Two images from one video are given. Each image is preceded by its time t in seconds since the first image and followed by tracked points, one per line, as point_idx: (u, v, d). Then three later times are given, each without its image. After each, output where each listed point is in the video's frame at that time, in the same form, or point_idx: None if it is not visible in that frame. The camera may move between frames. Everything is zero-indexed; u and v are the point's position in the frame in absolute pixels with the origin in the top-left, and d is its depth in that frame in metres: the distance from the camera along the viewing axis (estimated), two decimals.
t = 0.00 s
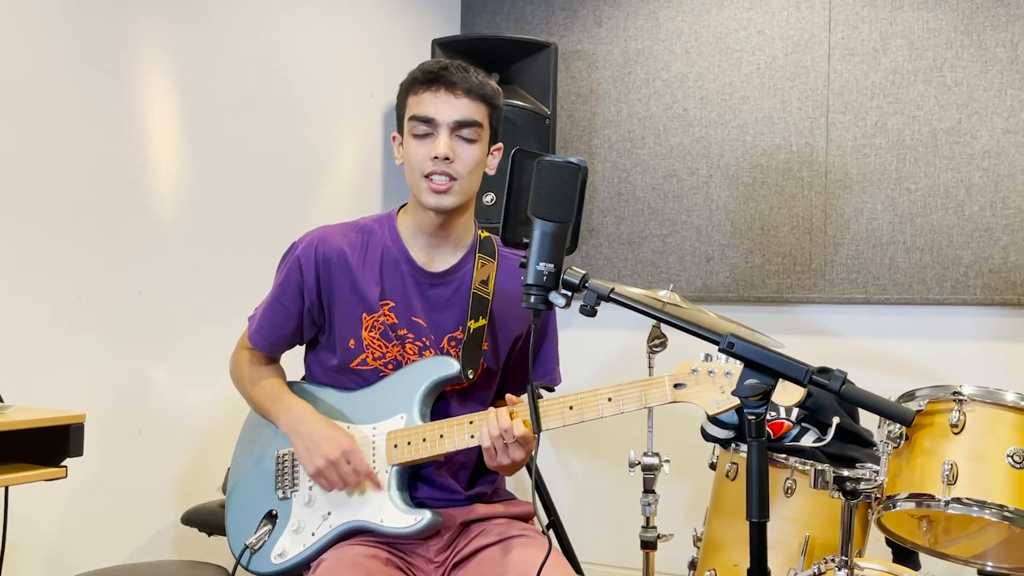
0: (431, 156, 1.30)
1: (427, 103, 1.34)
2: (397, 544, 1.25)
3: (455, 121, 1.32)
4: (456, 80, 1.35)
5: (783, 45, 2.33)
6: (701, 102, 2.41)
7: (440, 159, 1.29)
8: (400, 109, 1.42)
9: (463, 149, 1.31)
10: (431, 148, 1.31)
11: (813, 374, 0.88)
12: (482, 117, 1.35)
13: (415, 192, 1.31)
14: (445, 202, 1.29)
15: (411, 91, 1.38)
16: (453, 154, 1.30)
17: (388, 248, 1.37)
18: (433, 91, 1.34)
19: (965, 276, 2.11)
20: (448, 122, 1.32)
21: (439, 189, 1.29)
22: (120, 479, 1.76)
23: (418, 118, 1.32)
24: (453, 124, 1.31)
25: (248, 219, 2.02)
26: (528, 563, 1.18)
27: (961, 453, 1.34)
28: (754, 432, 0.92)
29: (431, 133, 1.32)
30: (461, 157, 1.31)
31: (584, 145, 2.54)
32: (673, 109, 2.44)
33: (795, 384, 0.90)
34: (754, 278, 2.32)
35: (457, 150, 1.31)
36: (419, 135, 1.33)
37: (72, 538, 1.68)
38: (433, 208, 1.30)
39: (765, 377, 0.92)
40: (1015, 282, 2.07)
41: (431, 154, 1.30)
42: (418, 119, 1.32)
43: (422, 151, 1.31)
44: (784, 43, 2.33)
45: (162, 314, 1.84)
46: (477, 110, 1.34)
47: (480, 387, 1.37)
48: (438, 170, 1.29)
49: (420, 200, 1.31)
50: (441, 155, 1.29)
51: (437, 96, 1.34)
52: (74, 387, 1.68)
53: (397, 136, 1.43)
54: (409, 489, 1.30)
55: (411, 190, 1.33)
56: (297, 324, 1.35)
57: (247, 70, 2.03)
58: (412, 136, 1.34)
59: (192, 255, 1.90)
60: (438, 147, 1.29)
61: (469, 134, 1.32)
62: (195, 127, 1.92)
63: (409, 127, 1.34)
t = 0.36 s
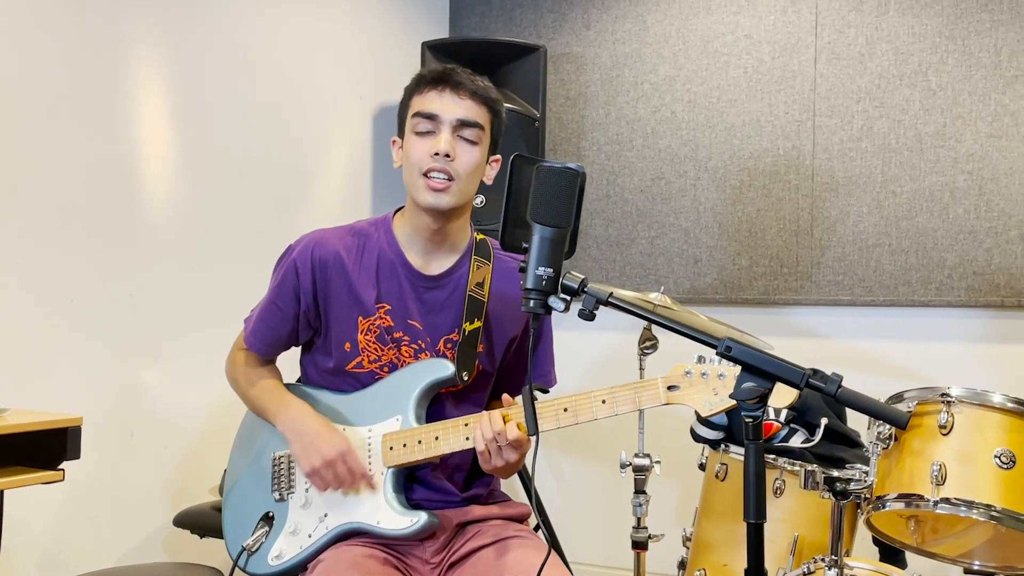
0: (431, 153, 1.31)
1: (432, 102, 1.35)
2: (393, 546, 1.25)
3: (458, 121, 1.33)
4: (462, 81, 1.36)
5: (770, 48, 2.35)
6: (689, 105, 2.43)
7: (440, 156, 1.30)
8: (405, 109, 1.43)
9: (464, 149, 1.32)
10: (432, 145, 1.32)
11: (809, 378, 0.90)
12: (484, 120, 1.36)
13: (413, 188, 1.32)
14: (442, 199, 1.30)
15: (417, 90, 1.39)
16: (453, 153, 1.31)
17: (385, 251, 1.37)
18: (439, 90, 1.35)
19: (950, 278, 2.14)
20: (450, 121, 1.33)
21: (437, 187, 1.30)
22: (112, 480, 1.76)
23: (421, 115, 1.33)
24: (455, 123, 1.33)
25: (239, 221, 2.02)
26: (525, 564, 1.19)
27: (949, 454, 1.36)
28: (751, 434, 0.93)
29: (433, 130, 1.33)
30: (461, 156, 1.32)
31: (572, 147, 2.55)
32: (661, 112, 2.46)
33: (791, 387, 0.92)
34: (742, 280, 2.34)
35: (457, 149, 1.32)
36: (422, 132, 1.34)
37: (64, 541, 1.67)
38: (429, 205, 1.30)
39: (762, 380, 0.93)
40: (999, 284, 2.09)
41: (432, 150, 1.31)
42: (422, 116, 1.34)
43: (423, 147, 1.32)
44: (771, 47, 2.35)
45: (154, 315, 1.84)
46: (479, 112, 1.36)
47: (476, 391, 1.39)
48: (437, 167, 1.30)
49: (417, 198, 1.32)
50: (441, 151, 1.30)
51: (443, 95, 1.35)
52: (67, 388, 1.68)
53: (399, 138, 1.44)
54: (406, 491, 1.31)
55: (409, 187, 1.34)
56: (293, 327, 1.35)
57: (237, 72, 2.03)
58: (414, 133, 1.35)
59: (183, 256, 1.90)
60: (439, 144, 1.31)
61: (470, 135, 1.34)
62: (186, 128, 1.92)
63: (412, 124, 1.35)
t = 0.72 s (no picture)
0: (417, 156, 1.31)
1: (416, 104, 1.35)
2: (383, 543, 1.25)
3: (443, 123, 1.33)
4: (446, 82, 1.36)
5: (756, 48, 2.36)
6: (676, 104, 2.43)
7: (426, 159, 1.30)
8: (391, 107, 1.43)
9: (449, 151, 1.32)
10: (417, 148, 1.31)
11: (797, 374, 0.91)
12: (470, 120, 1.36)
13: (400, 190, 1.33)
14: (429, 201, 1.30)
15: (403, 90, 1.39)
16: (439, 155, 1.31)
17: (373, 248, 1.37)
18: (423, 93, 1.35)
19: (934, 277, 2.15)
20: (436, 123, 1.33)
21: (424, 189, 1.30)
22: (98, 479, 1.75)
23: (406, 118, 1.33)
24: (440, 126, 1.32)
25: (226, 220, 2.02)
26: (513, 561, 1.19)
27: (935, 451, 1.37)
28: (740, 431, 0.94)
29: (419, 133, 1.33)
30: (446, 158, 1.32)
31: (560, 146, 2.56)
32: (648, 111, 2.46)
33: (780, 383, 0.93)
34: (728, 278, 2.35)
35: (443, 151, 1.32)
36: (407, 134, 1.33)
37: (52, 540, 1.67)
38: (416, 208, 1.31)
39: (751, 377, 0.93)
40: (983, 283, 2.11)
41: (418, 153, 1.31)
42: (407, 118, 1.33)
43: (409, 149, 1.32)
44: (757, 47, 2.36)
45: (141, 314, 1.84)
46: (464, 113, 1.35)
47: (464, 388, 1.39)
48: (424, 170, 1.30)
49: (405, 199, 1.32)
50: (427, 155, 1.30)
51: (427, 97, 1.35)
52: (54, 387, 1.67)
53: (387, 135, 1.44)
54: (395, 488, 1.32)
55: (397, 188, 1.34)
56: (281, 323, 1.35)
57: (225, 71, 2.03)
58: (400, 135, 1.35)
59: (170, 255, 1.90)
60: (424, 147, 1.30)
61: (456, 136, 1.34)
62: (173, 126, 1.91)
63: (398, 126, 1.35)
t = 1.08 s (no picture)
0: (423, 161, 1.31)
1: (418, 110, 1.35)
2: (380, 544, 1.26)
3: (445, 127, 1.34)
4: (446, 86, 1.37)
5: (748, 51, 2.37)
6: (668, 106, 2.45)
7: (432, 164, 1.31)
8: (390, 113, 1.43)
9: (454, 154, 1.33)
10: (423, 153, 1.32)
11: (794, 377, 0.92)
12: (471, 123, 1.37)
13: (407, 196, 1.33)
14: (436, 205, 1.31)
15: (401, 96, 1.39)
16: (444, 159, 1.31)
17: (373, 250, 1.38)
18: (424, 98, 1.36)
19: (925, 278, 2.17)
20: (439, 128, 1.33)
21: (431, 193, 1.31)
22: (95, 480, 1.75)
23: (410, 124, 1.34)
24: (443, 130, 1.33)
25: (220, 221, 2.02)
26: (510, 561, 1.20)
27: (927, 452, 1.38)
28: (738, 432, 0.95)
29: (422, 138, 1.34)
30: (452, 161, 1.33)
31: (553, 147, 2.57)
32: (640, 113, 2.48)
33: (776, 386, 0.94)
34: (720, 280, 2.37)
35: (448, 154, 1.33)
36: (411, 140, 1.34)
37: (50, 540, 1.67)
38: (424, 213, 1.32)
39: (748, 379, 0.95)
40: (972, 284, 2.13)
41: (423, 158, 1.31)
42: (409, 125, 1.34)
43: (414, 155, 1.32)
44: (749, 50, 2.37)
45: (136, 316, 1.84)
46: (466, 116, 1.36)
47: (461, 387, 1.39)
48: (430, 174, 1.31)
49: (413, 205, 1.32)
50: (433, 159, 1.31)
51: (428, 102, 1.35)
52: (52, 388, 1.67)
53: (387, 139, 1.45)
54: (391, 490, 1.32)
55: (402, 193, 1.34)
56: (279, 324, 1.36)
57: (219, 72, 2.03)
58: (403, 141, 1.35)
59: (165, 256, 1.90)
60: (430, 152, 1.31)
61: (459, 139, 1.34)
62: (169, 127, 1.92)
63: (400, 132, 1.35)
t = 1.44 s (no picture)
0: (431, 166, 1.31)
1: (427, 115, 1.35)
2: (386, 546, 1.26)
3: (454, 133, 1.34)
4: (456, 92, 1.36)
5: (746, 53, 2.38)
6: (666, 108, 2.45)
7: (439, 169, 1.31)
8: (399, 117, 1.44)
9: (463, 160, 1.33)
10: (431, 158, 1.32)
11: (805, 381, 0.92)
12: (480, 129, 1.37)
13: (414, 201, 1.33)
14: (444, 210, 1.31)
15: (410, 101, 1.39)
16: (452, 165, 1.32)
17: (381, 253, 1.38)
18: (433, 103, 1.35)
19: (922, 280, 2.18)
20: (448, 133, 1.33)
21: (438, 198, 1.31)
22: (95, 483, 1.74)
23: (418, 129, 1.34)
24: (453, 136, 1.33)
25: (218, 223, 2.02)
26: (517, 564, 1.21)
27: (930, 454, 1.39)
28: (749, 437, 0.95)
29: (431, 143, 1.34)
30: (460, 167, 1.33)
31: (550, 149, 2.57)
32: (638, 115, 2.48)
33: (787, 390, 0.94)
34: (718, 281, 2.37)
35: (456, 160, 1.33)
36: (419, 145, 1.34)
37: (50, 543, 1.66)
38: (431, 217, 1.31)
39: (759, 383, 0.95)
40: (969, 286, 2.14)
41: (431, 164, 1.32)
42: (419, 130, 1.34)
43: (422, 160, 1.32)
44: (747, 52, 2.38)
45: (135, 317, 1.83)
46: (475, 122, 1.36)
47: (467, 390, 1.39)
48: (437, 179, 1.31)
49: (419, 209, 1.33)
50: (441, 164, 1.31)
51: (437, 107, 1.35)
52: (52, 390, 1.67)
53: (396, 143, 1.45)
54: (398, 493, 1.32)
55: (409, 198, 1.34)
56: (287, 328, 1.35)
57: (218, 73, 2.02)
58: (411, 146, 1.36)
59: (164, 257, 1.89)
60: (438, 157, 1.31)
61: (467, 145, 1.35)
62: (169, 129, 1.91)
63: (408, 137, 1.35)
